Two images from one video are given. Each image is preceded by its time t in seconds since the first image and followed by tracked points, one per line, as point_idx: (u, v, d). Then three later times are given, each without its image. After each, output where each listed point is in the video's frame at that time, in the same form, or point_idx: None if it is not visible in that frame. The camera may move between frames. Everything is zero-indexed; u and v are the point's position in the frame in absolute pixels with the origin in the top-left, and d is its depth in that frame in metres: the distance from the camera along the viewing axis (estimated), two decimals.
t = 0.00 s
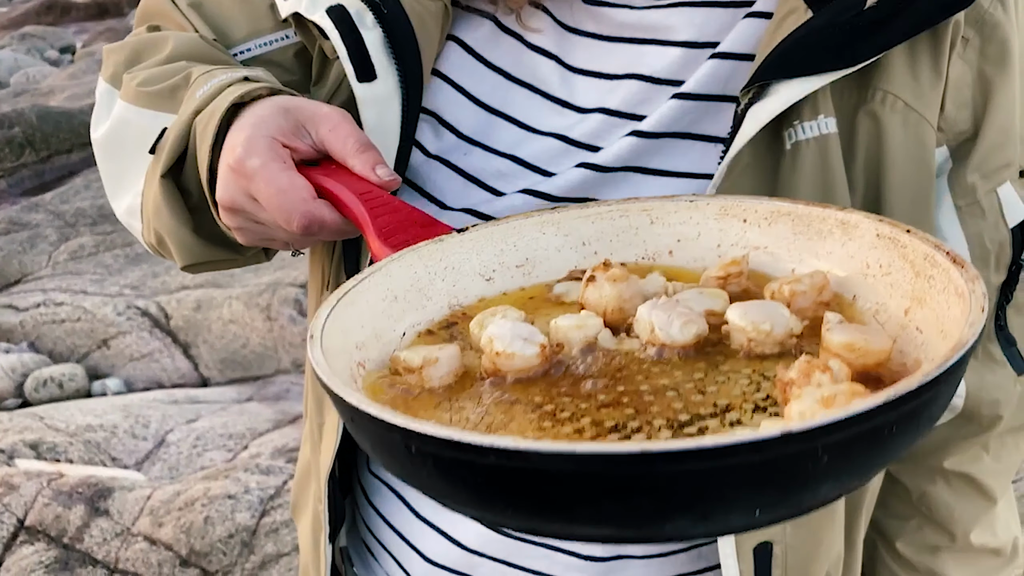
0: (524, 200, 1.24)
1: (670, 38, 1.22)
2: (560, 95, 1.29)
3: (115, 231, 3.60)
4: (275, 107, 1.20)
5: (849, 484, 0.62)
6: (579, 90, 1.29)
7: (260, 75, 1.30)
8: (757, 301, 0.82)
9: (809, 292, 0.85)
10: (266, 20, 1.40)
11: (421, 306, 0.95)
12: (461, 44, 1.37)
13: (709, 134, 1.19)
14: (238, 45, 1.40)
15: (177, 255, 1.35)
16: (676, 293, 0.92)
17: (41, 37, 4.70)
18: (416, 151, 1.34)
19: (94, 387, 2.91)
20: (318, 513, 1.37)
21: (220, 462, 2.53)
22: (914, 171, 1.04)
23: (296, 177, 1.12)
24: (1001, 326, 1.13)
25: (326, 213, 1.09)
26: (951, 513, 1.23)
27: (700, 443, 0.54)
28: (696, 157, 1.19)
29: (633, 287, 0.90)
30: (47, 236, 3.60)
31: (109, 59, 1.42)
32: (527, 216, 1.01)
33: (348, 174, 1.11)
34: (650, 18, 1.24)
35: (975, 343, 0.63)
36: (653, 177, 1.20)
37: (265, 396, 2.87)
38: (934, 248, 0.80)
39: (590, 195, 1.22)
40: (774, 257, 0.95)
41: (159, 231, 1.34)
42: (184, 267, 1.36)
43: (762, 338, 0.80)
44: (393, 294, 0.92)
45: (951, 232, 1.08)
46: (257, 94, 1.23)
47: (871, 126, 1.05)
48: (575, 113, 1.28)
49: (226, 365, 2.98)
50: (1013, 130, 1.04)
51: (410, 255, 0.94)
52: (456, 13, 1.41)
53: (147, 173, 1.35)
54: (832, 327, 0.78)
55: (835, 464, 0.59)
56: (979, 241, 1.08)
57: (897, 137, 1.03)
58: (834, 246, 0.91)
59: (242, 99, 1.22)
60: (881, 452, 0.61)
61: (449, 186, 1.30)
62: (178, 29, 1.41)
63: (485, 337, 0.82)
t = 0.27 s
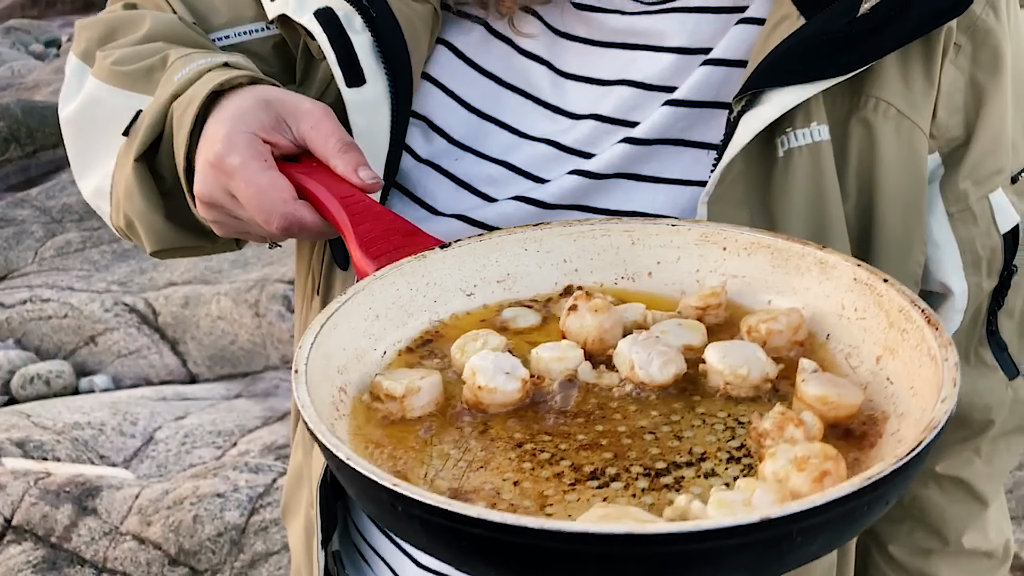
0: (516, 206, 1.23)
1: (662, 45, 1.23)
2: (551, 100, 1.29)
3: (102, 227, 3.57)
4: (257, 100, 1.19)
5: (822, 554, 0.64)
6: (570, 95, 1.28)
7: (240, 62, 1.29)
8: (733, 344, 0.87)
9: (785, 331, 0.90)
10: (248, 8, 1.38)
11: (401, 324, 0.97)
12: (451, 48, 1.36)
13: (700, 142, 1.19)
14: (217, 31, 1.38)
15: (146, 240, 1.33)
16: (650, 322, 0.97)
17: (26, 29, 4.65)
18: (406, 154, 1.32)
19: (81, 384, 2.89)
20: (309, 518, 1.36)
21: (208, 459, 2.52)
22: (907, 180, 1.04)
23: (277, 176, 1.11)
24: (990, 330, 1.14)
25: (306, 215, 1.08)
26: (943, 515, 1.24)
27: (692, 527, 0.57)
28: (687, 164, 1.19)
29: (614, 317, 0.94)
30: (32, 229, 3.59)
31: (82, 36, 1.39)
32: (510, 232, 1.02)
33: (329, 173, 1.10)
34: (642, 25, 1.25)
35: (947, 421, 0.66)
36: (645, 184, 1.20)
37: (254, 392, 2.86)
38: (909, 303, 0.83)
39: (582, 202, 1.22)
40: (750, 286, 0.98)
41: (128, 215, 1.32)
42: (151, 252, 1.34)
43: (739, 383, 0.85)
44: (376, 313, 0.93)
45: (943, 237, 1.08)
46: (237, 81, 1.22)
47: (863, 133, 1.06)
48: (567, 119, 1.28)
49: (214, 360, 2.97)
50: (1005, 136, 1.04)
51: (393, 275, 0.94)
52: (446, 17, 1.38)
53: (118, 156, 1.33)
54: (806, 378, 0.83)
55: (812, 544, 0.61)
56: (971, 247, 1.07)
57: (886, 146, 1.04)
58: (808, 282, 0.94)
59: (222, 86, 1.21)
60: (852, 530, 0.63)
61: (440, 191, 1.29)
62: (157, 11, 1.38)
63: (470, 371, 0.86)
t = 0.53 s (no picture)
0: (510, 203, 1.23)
1: (655, 41, 1.23)
2: (545, 96, 1.29)
3: (92, 225, 3.56)
4: (239, 78, 1.18)
5: None
6: (564, 90, 1.28)
7: (223, 34, 1.28)
8: (703, 356, 0.90)
9: (752, 343, 0.93)
10: None
11: (382, 320, 0.99)
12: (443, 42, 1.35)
13: (694, 139, 1.19)
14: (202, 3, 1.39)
15: (116, 208, 1.31)
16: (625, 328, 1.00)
17: (14, 27, 4.61)
18: (399, 149, 1.32)
19: (71, 383, 2.88)
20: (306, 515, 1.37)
21: (199, 458, 2.51)
22: (898, 180, 1.05)
23: (259, 160, 1.11)
24: (981, 327, 1.15)
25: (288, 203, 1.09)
26: (934, 510, 1.25)
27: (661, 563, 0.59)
28: (681, 161, 1.19)
29: (589, 322, 0.97)
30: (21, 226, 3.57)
31: None
32: (492, 228, 1.03)
33: (310, 157, 1.10)
34: (635, 21, 1.25)
35: (901, 457, 0.68)
36: (640, 182, 1.20)
37: (246, 389, 2.86)
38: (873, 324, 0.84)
39: (578, 200, 1.22)
40: (721, 292, 1.01)
41: (100, 182, 1.30)
42: (121, 221, 1.32)
43: (706, 395, 0.88)
44: (358, 310, 0.96)
45: (934, 234, 1.09)
46: (221, 54, 1.21)
47: (856, 131, 1.06)
48: (562, 116, 1.28)
49: (205, 359, 2.96)
50: (996, 134, 1.05)
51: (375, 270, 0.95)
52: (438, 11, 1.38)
53: (93, 120, 1.31)
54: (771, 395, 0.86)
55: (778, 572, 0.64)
56: (963, 244, 1.08)
57: (880, 143, 1.04)
58: (778, 292, 0.97)
59: (206, 59, 1.20)
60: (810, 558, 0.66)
61: (433, 186, 1.29)
62: None
63: (449, 377, 0.88)
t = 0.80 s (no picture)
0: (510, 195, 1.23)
1: (653, 34, 1.23)
2: (542, 88, 1.29)
3: (84, 223, 3.55)
4: (229, 59, 1.17)
5: None
6: (561, 82, 1.29)
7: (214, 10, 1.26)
8: (680, 365, 0.90)
9: (729, 352, 0.93)
10: None
11: (366, 315, 0.99)
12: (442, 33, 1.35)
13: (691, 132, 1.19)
14: None
15: (97, 176, 1.31)
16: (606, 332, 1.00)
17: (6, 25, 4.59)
18: (396, 138, 1.32)
19: (64, 381, 2.87)
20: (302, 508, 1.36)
21: (193, 455, 2.50)
22: (896, 172, 1.05)
23: (249, 145, 1.10)
24: (977, 321, 1.16)
25: (276, 187, 1.09)
26: (928, 502, 1.26)
27: None
28: (678, 155, 1.20)
29: (570, 325, 0.97)
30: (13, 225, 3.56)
31: None
32: (479, 224, 1.03)
33: (299, 142, 1.10)
34: (632, 14, 1.25)
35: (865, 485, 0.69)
36: (638, 174, 1.20)
37: (240, 387, 2.86)
38: (847, 341, 0.85)
39: (575, 192, 1.22)
40: (701, 295, 1.01)
41: (82, 150, 1.30)
42: (101, 190, 1.32)
43: (682, 406, 0.88)
44: (345, 305, 0.96)
45: (930, 227, 1.09)
46: (211, 30, 1.20)
47: (853, 124, 1.07)
48: (559, 109, 1.28)
49: (199, 357, 2.96)
50: (992, 129, 1.06)
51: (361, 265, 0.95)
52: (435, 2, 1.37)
53: (78, 89, 1.31)
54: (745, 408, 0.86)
55: None
56: (959, 238, 1.08)
57: (877, 136, 1.05)
58: (755, 300, 0.97)
59: (196, 35, 1.19)
60: None
61: (430, 178, 1.29)
62: None
63: (431, 380, 0.89)
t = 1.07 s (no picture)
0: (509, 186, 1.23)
1: (653, 25, 1.23)
2: (541, 78, 1.29)
3: (79, 221, 3.53)
4: (224, 44, 1.17)
5: None
6: (560, 72, 1.28)
7: None
8: (662, 381, 0.91)
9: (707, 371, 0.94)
10: None
11: (351, 312, 0.99)
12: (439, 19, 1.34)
13: (690, 123, 1.19)
14: None
15: (81, 155, 1.28)
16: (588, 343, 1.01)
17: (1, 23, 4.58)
18: (394, 127, 1.32)
19: (58, 379, 2.86)
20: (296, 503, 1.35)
21: (189, 452, 2.50)
22: (893, 167, 1.05)
23: (240, 132, 1.10)
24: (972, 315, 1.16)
25: (265, 177, 1.09)
26: (922, 496, 1.26)
27: None
28: (677, 146, 1.19)
29: (554, 334, 0.97)
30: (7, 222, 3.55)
31: None
32: (467, 227, 1.03)
33: (290, 133, 1.11)
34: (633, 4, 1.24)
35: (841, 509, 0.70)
36: (636, 166, 1.20)
37: (235, 384, 2.86)
38: (823, 366, 0.85)
39: (574, 184, 1.22)
40: (683, 311, 1.02)
41: (68, 128, 1.28)
42: (85, 169, 1.29)
43: (662, 421, 0.89)
44: (330, 301, 0.95)
45: (927, 221, 1.09)
46: (206, 15, 1.20)
47: (852, 118, 1.07)
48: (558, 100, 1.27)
49: (194, 354, 2.96)
50: (991, 123, 1.06)
51: (347, 263, 0.94)
52: None
53: (66, 65, 1.29)
54: (722, 426, 0.87)
55: None
56: (956, 231, 1.08)
57: (874, 130, 1.05)
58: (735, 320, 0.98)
59: (191, 19, 1.18)
60: None
61: (427, 168, 1.29)
62: None
63: (415, 381, 0.89)
